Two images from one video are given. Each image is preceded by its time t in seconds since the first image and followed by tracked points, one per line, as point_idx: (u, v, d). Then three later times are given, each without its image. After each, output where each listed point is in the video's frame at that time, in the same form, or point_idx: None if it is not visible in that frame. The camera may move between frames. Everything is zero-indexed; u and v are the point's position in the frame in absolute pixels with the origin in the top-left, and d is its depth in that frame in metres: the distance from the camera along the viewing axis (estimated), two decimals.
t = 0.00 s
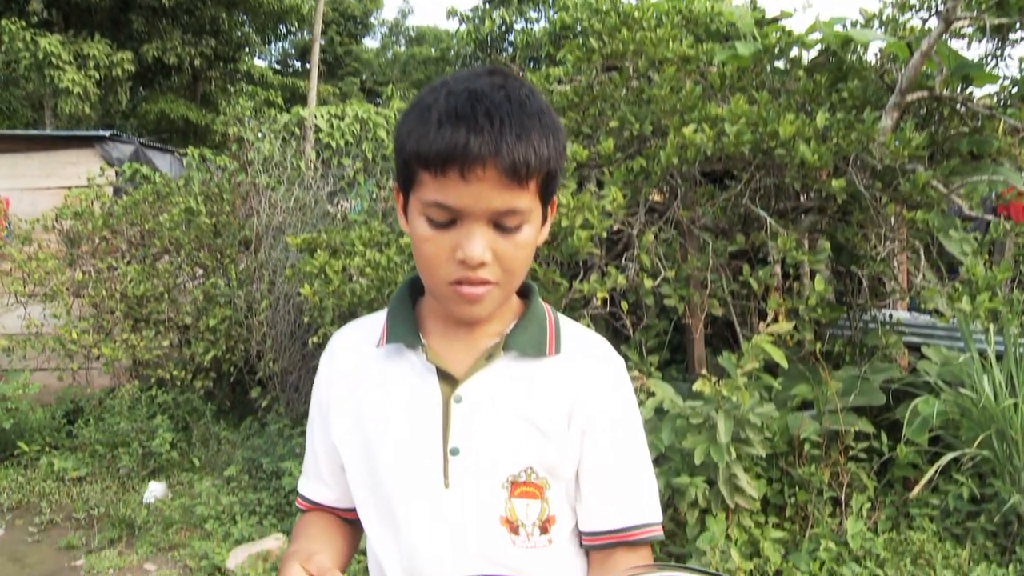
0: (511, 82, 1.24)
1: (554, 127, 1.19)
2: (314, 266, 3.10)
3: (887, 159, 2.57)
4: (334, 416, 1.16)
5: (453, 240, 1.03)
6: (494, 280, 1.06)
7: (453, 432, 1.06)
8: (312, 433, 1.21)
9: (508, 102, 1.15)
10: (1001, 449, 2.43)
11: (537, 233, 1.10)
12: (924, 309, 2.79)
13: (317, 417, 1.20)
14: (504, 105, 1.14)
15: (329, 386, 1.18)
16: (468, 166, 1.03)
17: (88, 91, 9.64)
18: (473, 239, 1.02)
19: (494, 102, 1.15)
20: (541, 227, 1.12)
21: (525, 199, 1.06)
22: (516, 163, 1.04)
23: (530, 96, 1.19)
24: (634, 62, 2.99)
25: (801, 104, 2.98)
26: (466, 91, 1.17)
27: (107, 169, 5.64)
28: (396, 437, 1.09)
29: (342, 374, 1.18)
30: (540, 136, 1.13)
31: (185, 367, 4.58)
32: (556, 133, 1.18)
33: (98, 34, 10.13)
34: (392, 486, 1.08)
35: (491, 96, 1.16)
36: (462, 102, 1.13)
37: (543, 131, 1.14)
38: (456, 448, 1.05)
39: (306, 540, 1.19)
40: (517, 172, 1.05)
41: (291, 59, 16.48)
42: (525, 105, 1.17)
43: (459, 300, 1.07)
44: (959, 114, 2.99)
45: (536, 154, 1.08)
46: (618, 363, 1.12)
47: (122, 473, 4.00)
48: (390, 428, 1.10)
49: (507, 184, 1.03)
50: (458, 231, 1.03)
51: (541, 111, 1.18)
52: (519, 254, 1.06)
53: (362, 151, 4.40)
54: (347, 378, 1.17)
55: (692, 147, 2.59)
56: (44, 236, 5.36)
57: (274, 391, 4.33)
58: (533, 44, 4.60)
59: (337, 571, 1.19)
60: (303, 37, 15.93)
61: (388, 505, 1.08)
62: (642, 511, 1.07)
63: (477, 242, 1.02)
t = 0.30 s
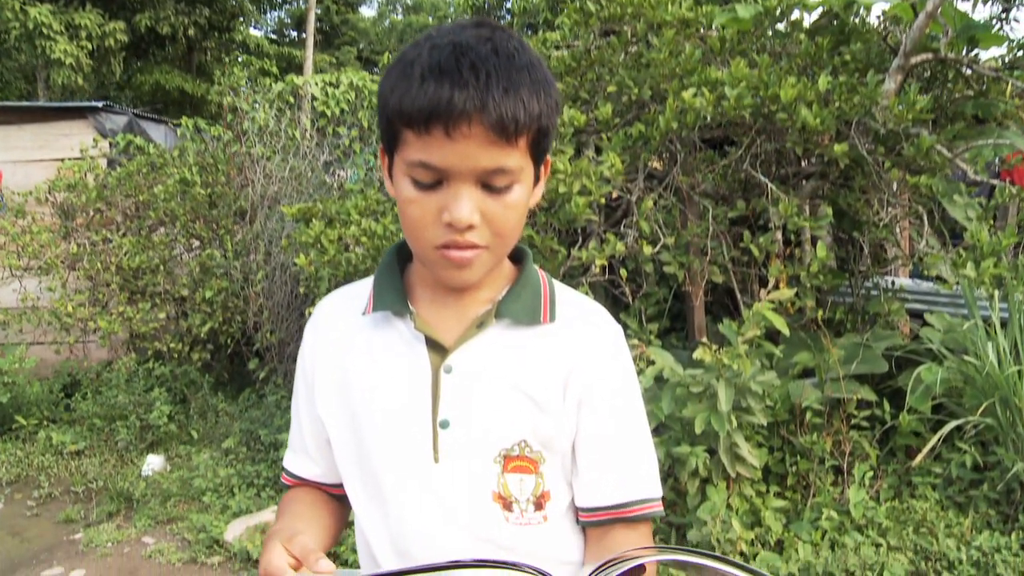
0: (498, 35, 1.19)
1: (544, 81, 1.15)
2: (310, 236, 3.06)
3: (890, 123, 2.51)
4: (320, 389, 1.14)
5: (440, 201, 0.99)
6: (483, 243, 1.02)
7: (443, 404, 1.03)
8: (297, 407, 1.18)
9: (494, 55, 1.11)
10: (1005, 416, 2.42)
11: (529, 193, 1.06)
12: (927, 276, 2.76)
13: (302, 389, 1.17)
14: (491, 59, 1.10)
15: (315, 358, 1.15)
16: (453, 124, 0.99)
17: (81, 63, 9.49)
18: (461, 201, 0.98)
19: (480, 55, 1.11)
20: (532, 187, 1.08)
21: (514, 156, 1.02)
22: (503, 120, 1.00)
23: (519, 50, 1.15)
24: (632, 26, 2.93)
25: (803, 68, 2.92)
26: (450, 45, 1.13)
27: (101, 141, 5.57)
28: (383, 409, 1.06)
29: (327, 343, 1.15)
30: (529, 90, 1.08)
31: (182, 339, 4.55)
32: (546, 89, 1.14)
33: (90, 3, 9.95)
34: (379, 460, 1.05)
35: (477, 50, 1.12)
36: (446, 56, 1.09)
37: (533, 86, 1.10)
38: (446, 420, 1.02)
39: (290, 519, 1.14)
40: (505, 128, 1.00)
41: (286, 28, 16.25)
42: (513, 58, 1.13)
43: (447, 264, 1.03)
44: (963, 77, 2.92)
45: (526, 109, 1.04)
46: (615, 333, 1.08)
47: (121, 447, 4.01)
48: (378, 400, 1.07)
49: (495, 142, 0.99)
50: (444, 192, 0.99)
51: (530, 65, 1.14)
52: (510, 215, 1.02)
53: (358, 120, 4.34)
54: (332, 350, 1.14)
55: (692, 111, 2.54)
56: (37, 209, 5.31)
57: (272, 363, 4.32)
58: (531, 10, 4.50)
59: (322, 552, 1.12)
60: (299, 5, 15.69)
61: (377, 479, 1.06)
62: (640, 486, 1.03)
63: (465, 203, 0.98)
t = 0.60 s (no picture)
0: None
1: (540, 43, 1.11)
2: (305, 211, 3.03)
3: (893, 93, 2.46)
4: (306, 365, 1.11)
5: (430, 169, 0.96)
6: (476, 212, 1.00)
7: (434, 381, 1.01)
8: (282, 382, 1.16)
9: (487, 15, 1.08)
10: (1007, 389, 2.41)
11: (524, 160, 1.03)
12: (929, 248, 2.74)
13: (287, 365, 1.15)
14: (484, 19, 1.07)
15: (301, 332, 1.13)
16: (444, 87, 0.96)
17: (74, 39, 9.37)
18: (452, 168, 0.95)
19: (474, 14, 1.07)
20: (527, 154, 1.05)
21: (508, 121, 0.99)
22: (497, 82, 0.97)
23: (513, 10, 1.11)
24: None
25: (803, 37, 2.86)
26: (442, 4, 1.09)
27: (95, 117, 5.51)
28: (372, 385, 1.04)
29: (314, 317, 1.13)
30: (524, 53, 1.05)
31: (179, 316, 4.54)
32: (543, 51, 1.11)
33: None
34: (368, 438, 1.04)
35: (470, 10, 1.08)
36: (437, 15, 1.06)
37: (528, 48, 1.07)
38: (437, 398, 1.00)
39: (274, 502, 1.13)
40: (498, 92, 0.97)
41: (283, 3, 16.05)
42: (508, 19, 1.09)
43: (437, 234, 1.00)
44: (967, 46, 2.87)
45: (520, 72, 1.01)
46: (612, 307, 1.06)
47: (118, 425, 4.00)
48: (367, 376, 1.05)
49: (488, 105, 0.96)
50: (435, 158, 0.96)
51: (526, 26, 1.10)
52: (503, 182, 0.99)
53: (354, 94, 4.28)
54: (319, 324, 1.11)
55: (690, 82, 2.49)
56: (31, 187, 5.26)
57: (270, 339, 4.31)
58: None
59: (308, 536, 1.11)
60: None
61: (366, 458, 1.04)
62: (638, 465, 1.01)
63: (456, 170, 0.95)
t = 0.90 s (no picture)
0: None
1: (540, 9, 1.08)
2: (301, 187, 2.99)
3: (895, 65, 2.42)
4: (292, 342, 1.09)
5: (423, 138, 0.94)
6: (469, 185, 0.97)
7: (425, 358, 0.99)
8: (267, 359, 1.14)
9: None
10: (1010, 364, 2.40)
11: (520, 129, 1.00)
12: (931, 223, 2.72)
13: (272, 341, 1.12)
14: None
15: (287, 308, 1.11)
16: (439, 52, 0.93)
17: (67, 16, 9.24)
18: (446, 137, 0.93)
19: None
20: (523, 124, 1.02)
21: (505, 90, 0.96)
22: (495, 47, 0.93)
23: None
24: None
25: (805, 7, 2.81)
26: None
27: (88, 94, 5.45)
28: (361, 362, 1.02)
29: (300, 293, 1.10)
30: (524, 18, 1.02)
31: (176, 295, 4.52)
32: (542, 17, 1.07)
33: None
34: (356, 417, 1.02)
35: None
36: None
37: (527, 13, 1.04)
38: (427, 375, 0.98)
39: (254, 486, 1.09)
40: (496, 59, 0.94)
41: None
42: None
43: (429, 206, 0.98)
44: (972, 16, 2.81)
45: (519, 38, 0.98)
46: (610, 281, 1.03)
47: (116, 404, 4.00)
48: (355, 354, 1.03)
49: (485, 72, 0.93)
50: (428, 127, 0.93)
51: None
52: (498, 153, 0.96)
53: (350, 69, 4.22)
54: (305, 300, 1.09)
55: (689, 54, 2.45)
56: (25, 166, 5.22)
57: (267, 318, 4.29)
58: None
59: (291, 522, 1.08)
60: None
61: (353, 438, 1.02)
62: (636, 446, 0.98)
63: (450, 139, 0.93)
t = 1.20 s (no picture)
0: None
1: None
2: (296, 164, 2.95)
3: (898, 36, 2.39)
4: (275, 320, 1.07)
5: (414, 105, 0.91)
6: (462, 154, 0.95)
7: (414, 336, 0.97)
8: (250, 337, 1.11)
9: None
10: (1013, 341, 2.39)
11: (515, 97, 0.97)
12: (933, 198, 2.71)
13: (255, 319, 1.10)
14: None
15: (271, 284, 1.08)
16: (432, 14, 0.89)
17: None
18: (438, 105, 0.90)
19: None
20: (518, 91, 0.99)
21: (500, 55, 0.93)
22: (491, 10, 0.90)
23: None
24: None
25: None
26: None
27: (82, 72, 5.38)
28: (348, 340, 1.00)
29: (285, 269, 1.08)
30: None
31: (172, 274, 4.49)
32: None
33: None
34: (343, 396, 1.00)
35: None
36: None
37: None
38: (415, 353, 0.96)
39: (239, 472, 1.08)
40: (491, 22, 0.91)
41: None
42: None
43: (419, 177, 0.95)
44: None
45: None
46: (608, 257, 1.00)
47: (113, 384, 3.99)
48: (342, 331, 1.01)
49: (480, 37, 0.90)
50: (419, 94, 0.91)
51: None
52: (492, 122, 0.94)
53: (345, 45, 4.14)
54: (290, 277, 1.07)
55: (689, 27, 2.40)
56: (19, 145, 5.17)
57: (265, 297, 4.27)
58: None
59: (274, 507, 1.06)
60: None
61: (340, 418, 1.00)
62: (633, 426, 0.96)
63: (442, 107, 0.90)
